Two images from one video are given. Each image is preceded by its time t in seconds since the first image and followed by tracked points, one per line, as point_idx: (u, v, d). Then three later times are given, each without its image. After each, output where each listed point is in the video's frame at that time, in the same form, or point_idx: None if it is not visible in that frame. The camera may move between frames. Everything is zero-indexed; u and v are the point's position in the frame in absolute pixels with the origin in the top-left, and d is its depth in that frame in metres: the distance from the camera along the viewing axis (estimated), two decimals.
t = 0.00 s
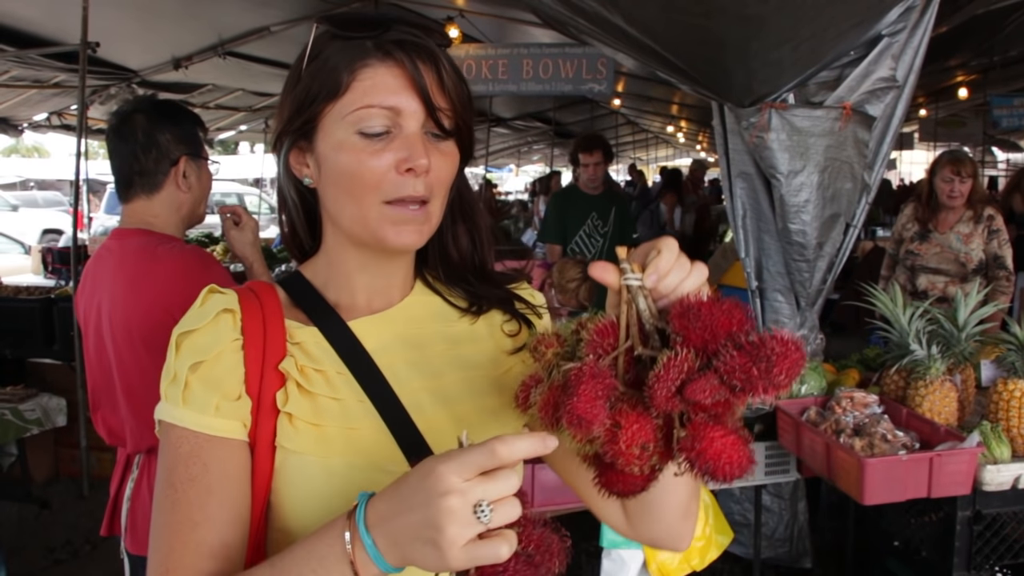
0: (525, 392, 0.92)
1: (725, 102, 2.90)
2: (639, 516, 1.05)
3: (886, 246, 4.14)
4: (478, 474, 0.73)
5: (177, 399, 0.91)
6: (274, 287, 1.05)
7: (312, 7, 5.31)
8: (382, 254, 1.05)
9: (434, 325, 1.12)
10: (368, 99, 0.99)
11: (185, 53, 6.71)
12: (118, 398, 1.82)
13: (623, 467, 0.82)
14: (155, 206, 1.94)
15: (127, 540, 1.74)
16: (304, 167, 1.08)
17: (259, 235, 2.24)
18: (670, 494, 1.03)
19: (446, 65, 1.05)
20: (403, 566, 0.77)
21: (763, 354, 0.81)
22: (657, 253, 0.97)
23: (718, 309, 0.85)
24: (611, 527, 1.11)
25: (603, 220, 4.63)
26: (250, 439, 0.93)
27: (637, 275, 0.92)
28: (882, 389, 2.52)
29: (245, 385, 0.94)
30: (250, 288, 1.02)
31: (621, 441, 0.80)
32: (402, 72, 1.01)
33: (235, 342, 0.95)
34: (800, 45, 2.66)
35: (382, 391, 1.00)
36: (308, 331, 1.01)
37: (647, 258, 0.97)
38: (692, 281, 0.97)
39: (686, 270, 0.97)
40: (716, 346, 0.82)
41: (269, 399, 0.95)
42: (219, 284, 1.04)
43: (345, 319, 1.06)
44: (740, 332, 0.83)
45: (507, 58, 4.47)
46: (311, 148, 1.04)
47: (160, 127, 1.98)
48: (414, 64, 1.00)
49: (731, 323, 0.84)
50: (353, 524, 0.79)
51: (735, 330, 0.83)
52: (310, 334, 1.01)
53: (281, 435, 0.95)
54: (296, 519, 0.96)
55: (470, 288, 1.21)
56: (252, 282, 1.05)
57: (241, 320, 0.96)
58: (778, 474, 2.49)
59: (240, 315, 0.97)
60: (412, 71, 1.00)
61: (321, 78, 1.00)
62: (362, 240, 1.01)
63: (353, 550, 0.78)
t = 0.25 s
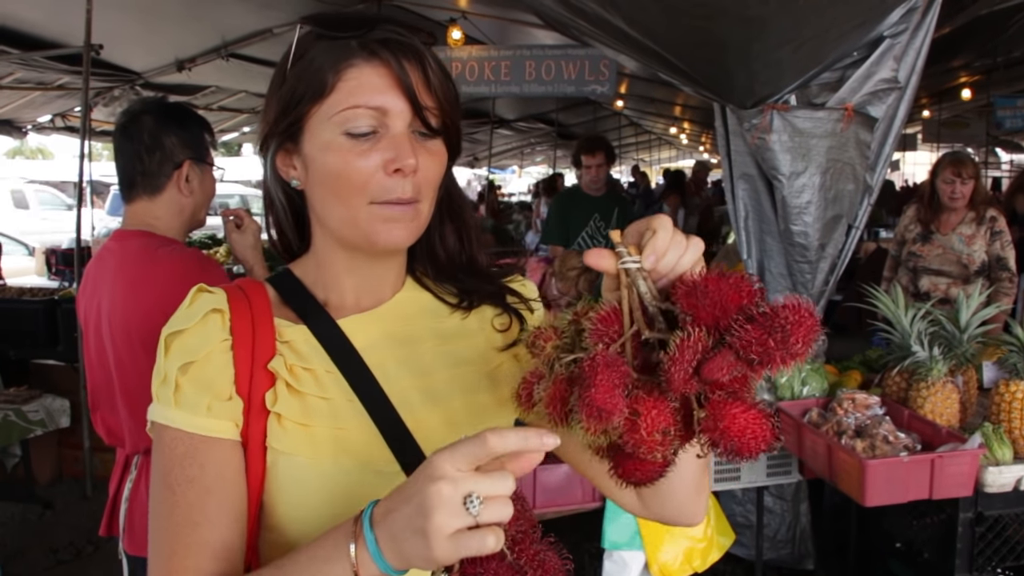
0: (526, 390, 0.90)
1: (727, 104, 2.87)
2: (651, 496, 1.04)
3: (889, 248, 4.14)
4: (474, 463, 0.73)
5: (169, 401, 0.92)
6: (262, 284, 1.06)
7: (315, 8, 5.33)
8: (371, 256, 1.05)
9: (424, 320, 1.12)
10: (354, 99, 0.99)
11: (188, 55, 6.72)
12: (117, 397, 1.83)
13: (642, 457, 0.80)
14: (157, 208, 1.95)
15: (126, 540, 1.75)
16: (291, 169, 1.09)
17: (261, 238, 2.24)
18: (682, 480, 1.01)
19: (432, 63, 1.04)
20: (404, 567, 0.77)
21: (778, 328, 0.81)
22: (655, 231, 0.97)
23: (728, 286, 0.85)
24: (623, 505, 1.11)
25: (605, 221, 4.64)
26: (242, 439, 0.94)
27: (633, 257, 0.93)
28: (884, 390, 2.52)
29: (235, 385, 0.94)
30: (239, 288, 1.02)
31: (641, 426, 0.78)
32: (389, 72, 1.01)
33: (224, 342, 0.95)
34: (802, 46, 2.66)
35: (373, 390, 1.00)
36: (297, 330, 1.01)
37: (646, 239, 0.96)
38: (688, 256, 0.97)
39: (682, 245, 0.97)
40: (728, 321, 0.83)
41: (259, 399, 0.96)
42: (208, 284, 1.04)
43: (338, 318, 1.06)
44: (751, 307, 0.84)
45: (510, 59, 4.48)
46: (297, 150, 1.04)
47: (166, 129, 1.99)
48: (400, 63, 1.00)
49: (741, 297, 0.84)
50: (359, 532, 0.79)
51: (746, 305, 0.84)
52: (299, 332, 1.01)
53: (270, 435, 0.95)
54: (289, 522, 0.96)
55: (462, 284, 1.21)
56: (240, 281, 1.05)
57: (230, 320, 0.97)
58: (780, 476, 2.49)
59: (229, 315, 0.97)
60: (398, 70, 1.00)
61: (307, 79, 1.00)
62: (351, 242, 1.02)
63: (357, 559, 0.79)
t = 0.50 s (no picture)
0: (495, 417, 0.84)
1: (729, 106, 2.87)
2: (623, 523, 1.03)
3: (892, 250, 4.14)
4: (485, 453, 0.72)
5: (164, 395, 0.92)
6: (255, 283, 1.06)
7: (319, 10, 5.34)
8: (361, 263, 1.06)
9: (417, 323, 1.13)
10: (340, 109, 0.99)
11: (192, 56, 6.74)
12: (118, 398, 1.83)
13: (607, 490, 0.75)
14: (161, 209, 1.95)
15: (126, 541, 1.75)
16: (281, 172, 1.10)
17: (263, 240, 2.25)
18: (651, 511, 1.02)
19: (419, 68, 1.04)
20: (410, 564, 0.77)
21: (746, 359, 0.76)
22: (629, 258, 0.92)
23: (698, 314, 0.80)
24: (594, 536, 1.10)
25: (608, 223, 4.64)
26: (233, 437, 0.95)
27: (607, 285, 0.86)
28: (887, 392, 2.51)
29: (227, 382, 0.95)
30: (230, 286, 1.03)
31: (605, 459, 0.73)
32: (375, 79, 1.00)
33: (215, 340, 0.96)
34: (805, 47, 2.67)
35: (360, 392, 0.99)
36: (287, 329, 1.01)
37: (621, 265, 0.91)
38: (664, 286, 0.92)
39: (658, 275, 0.92)
40: (695, 351, 0.77)
41: (249, 397, 0.96)
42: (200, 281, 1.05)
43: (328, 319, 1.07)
44: (720, 337, 0.78)
45: (513, 61, 4.48)
46: (286, 154, 1.05)
47: (172, 131, 1.99)
48: (386, 69, 1.00)
49: (709, 326, 0.79)
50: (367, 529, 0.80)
51: (714, 335, 0.78)
52: (288, 331, 1.01)
53: (259, 435, 0.96)
54: (282, 519, 0.97)
55: (455, 289, 1.21)
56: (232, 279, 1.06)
57: (220, 319, 0.97)
58: (782, 478, 2.49)
59: (220, 314, 0.98)
60: (384, 77, 1.00)
61: (295, 84, 1.01)
62: (340, 247, 1.02)
63: (364, 556, 0.79)
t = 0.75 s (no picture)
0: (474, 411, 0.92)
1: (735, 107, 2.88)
2: (597, 553, 1.01)
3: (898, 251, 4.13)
4: (468, 457, 0.72)
5: (168, 394, 0.92)
6: (261, 283, 1.06)
7: (325, 10, 5.37)
8: (366, 267, 1.05)
9: (423, 331, 1.13)
10: (344, 112, 1.00)
11: (199, 57, 6.76)
12: (125, 397, 1.84)
13: (551, 497, 0.79)
14: (168, 209, 1.96)
15: (133, 539, 1.77)
16: (288, 173, 1.09)
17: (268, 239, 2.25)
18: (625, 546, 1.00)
19: (424, 72, 1.04)
20: (397, 568, 0.77)
21: (698, 392, 0.80)
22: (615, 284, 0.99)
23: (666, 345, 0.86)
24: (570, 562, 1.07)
25: (614, 224, 4.64)
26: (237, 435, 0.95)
27: (596, 301, 0.93)
28: (892, 394, 2.51)
29: (231, 381, 0.95)
30: (237, 285, 1.03)
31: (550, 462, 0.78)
32: (380, 83, 1.01)
33: (220, 340, 0.96)
34: (810, 48, 2.67)
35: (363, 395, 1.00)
36: (293, 330, 1.01)
37: (609, 288, 0.98)
38: (654, 316, 0.97)
39: (649, 304, 0.97)
40: (655, 379, 0.82)
41: (253, 396, 0.96)
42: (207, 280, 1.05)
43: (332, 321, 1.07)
44: (682, 369, 0.83)
45: (519, 61, 4.49)
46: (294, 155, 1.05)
47: (179, 131, 2.00)
48: (392, 74, 1.01)
49: (673, 358, 0.84)
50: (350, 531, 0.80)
51: (676, 368, 0.83)
52: (294, 332, 1.01)
53: (263, 434, 0.96)
54: (281, 520, 0.97)
55: (463, 296, 1.21)
56: (240, 279, 1.06)
57: (227, 318, 0.98)
58: (787, 479, 2.48)
59: (227, 313, 0.98)
60: (389, 82, 1.00)
61: (302, 86, 1.01)
62: (345, 251, 1.02)
63: (349, 561, 0.79)
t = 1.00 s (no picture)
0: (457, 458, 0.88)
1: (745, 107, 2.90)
2: None
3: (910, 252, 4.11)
4: (458, 475, 0.73)
5: (182, 395, 0.92)
6: (289, 282, 1.03)
7: (337, 11, 5.38)
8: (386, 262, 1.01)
9: (447, 342, 1.05)
10: (357, 93, 0.97)
11: (211, 58, 6.80)
12: (138, 396, 1.86)
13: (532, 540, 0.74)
14: (180, 210, 1.97)
15: (148, 538, 1.80)
16: (320, 171, 1.08)
17: (279, 239, 2.26)
18: None
19: (438, 59, 1.00)
20: None
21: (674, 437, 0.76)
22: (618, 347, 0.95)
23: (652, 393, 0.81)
24: None
25: (625, 224, 4.64)
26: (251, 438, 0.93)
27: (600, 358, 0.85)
28: (905, 394, 2.50)
29: (248, 384, 0.93)
30: (264, 283, 1.01)
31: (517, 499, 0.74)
32: (393, 70, 0.98)
33: (241, 339, 0.94)
34: (822, 48, 2.68)
35: (384, 401, 0.95)
36: (316, 332, 0.98)
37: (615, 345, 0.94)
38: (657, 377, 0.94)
39: (651, 364, 0.94)
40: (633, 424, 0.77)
41: (269, 398, 0.94)
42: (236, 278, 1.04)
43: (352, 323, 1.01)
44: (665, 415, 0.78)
45: (530, 62, 4.49)
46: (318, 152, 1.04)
47: (193, 133, 2.01)
48: (404, 61, 0.98)
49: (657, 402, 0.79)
50: (340, 542, 0.79)
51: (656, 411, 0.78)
52: (317, 335, 0.98)
53: (277, 437, 0.93)
54: (291, 531, 0.93)
55: (495, 307, 1.13)
56: (269, 277, 1.04)
57: (250, 317, 0.96)
58: (799, 480, 2.48)
59: (249, 312, 0.96)
60: (401, 68, 0.98)
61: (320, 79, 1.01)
62: (360, 241, 0.97)
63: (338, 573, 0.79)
